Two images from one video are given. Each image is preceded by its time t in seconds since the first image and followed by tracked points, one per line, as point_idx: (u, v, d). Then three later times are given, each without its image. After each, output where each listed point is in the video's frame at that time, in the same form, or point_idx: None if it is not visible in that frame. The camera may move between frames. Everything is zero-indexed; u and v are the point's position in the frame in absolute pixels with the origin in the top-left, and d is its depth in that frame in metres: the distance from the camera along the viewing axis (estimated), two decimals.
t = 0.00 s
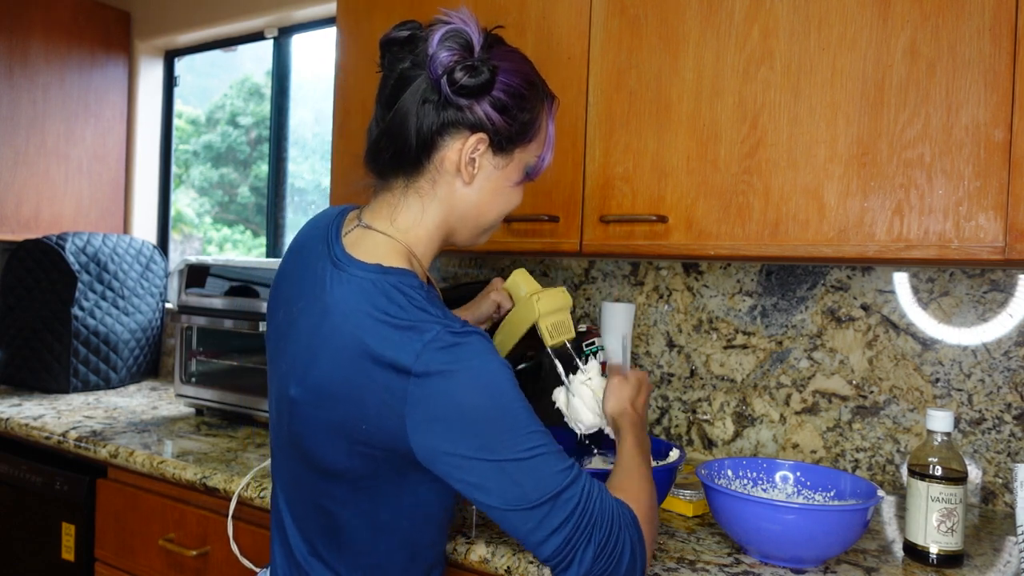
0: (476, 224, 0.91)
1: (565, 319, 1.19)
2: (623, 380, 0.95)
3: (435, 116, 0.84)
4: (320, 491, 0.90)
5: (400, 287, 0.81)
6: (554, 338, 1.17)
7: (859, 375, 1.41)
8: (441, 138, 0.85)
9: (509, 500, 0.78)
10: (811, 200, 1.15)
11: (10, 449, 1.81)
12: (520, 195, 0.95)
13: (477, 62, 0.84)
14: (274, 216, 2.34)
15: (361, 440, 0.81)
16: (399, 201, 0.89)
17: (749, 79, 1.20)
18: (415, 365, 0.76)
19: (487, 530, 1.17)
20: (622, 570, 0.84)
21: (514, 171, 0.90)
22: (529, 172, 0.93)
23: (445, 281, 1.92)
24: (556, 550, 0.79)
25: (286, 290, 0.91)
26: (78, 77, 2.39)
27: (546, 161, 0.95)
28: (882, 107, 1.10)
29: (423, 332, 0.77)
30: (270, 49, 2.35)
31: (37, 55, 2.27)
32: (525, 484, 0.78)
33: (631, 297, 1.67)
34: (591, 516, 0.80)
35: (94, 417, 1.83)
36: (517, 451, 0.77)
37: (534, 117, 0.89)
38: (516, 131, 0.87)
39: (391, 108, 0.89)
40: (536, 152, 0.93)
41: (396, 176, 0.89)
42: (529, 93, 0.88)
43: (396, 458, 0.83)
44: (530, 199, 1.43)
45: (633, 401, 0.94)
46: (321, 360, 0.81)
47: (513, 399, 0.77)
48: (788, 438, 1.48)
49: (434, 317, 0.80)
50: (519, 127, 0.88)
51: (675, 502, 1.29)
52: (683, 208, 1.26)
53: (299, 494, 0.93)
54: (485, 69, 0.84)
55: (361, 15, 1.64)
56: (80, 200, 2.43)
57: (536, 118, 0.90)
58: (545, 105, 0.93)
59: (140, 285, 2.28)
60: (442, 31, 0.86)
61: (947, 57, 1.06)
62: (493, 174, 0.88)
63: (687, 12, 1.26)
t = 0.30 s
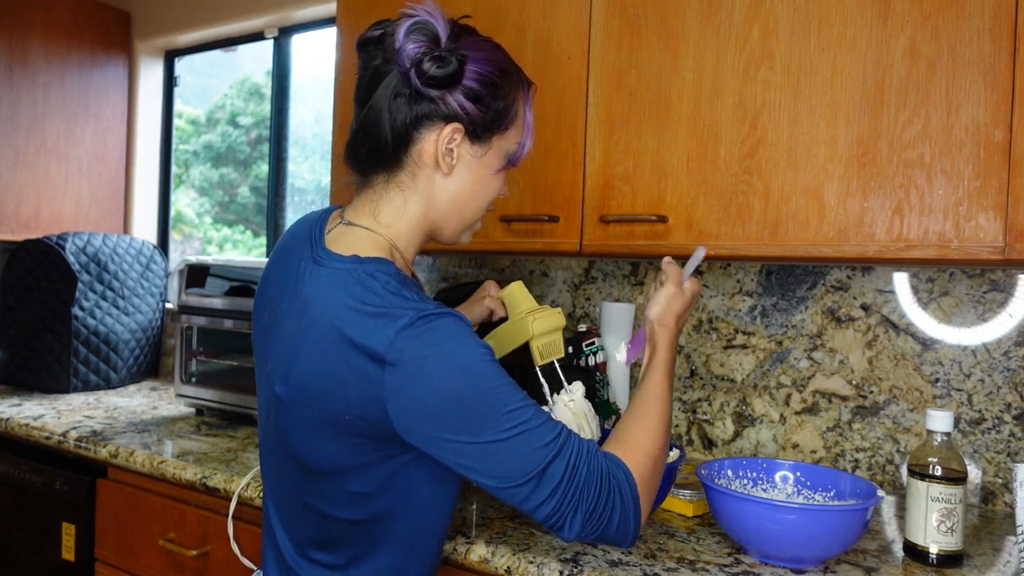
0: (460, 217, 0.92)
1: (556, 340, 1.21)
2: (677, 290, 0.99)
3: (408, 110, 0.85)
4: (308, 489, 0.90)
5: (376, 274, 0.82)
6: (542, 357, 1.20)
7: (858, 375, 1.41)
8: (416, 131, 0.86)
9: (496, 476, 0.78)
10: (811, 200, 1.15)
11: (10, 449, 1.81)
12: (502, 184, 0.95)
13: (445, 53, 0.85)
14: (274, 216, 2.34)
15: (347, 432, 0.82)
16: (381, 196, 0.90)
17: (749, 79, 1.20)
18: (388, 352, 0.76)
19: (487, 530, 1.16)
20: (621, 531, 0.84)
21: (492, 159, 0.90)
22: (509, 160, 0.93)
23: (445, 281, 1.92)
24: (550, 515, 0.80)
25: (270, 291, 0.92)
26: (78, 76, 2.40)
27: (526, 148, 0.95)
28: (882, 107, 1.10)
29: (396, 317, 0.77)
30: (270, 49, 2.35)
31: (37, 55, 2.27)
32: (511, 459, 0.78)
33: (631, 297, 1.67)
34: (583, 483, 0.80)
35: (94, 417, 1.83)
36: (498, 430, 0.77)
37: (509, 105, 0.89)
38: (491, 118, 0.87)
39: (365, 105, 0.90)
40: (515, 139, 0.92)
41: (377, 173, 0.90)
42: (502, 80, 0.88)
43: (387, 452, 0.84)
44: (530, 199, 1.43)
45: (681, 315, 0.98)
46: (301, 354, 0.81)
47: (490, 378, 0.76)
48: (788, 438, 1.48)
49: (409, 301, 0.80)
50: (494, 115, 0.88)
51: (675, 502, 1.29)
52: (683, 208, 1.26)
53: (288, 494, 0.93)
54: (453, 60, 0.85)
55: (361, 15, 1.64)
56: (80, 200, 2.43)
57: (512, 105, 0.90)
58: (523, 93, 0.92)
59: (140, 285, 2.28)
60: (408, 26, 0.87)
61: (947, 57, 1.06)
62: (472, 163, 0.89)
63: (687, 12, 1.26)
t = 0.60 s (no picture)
0: (444, 200, 0.91)
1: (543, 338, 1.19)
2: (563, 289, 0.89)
3: (365, 107, 0.88)
4: (297, 483, 0.90)
5: (368, 271, 0.83)
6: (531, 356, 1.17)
7: (859, 375, 1.41)
8: (379, 123, 0.88)
9: (471, 483, 0.78)
10: (811, 200, 1.15)
11: (10, 449, 1.81)
12: (484, 156, 0.94)
13: (379, 40, 0.87)
14: (274, 216, 2.34)
15: (333, 426, 0.82)
16: (365, 190, 0.91)
17: (749, 79, 1.20)
18: (377, 347, 0.76)
19: (487, 530, 1.16)
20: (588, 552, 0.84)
21: (463, 131, 0.90)
22: (483, 131, 0.92)
23: (445, 281, 1.92)
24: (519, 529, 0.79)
25: (264, 287, 0.93)
26: (78, 77, 2.40)
27: (497, 116, 0.95)
28: (882, 107, 1.10)
29: (387, 314, 0.78)
30: (270, 49, 2.35)
31: (37, 55, 2.27)
32: (488, 467, 0.77)
33: (631, 297, 1.67)
34: (553, 501, 0.79)
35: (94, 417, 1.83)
36: (479, 434, 0.76)
37: (463, 73, 0.89)
38: (446, 91, 0.88)
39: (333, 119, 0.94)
40: (483, 109, 0.92)
41: (358, 172, 0.92)
42: (449, 52, 0.89)
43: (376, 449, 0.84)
44: (530, 199, 1.43)
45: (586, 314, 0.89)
46: (291, 346, 0.81)
47: (476, 381, 0.76)
48: (788, 438, 1.48)
49: (400, 300, 0.80)
50: (450, 88, 0.88)
51: (676, 502, 1.29)
52: (683, 208, 1.26)
53: (278, 490, 0.93)
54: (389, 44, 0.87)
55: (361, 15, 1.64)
56: (80, 200, 2.43)
57: (466, 74, 0.90)
58: (477, 61, 0.93)
59: (140, 285, 2.28)
60: (344, 33, 0.91)
61: (947, 57, 1.06)
62: (443, 141, 0.89)
63: (687, 12, 1.26)
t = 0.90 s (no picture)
0: (445, 202, 0.92)
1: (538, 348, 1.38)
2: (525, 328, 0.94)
3: (377, 104, 0.88)
4: (297, 481, 0.90)
5: (366, 264, 0.83)
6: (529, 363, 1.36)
7: (859, 375, 1.41)
8: (387, 119, 0.88)
9: (477, 467, 0.78)
10: (811, 200, 1.15)
11: (10, 449, 1.81)
12: (486, 165, 0.95)
13: (399, 39, 0.87)
14: (274, 216, 2.34)
15: (334, 420, 0.81)
16: (367, 188, 0.91)
17: (749, 79, 1.20)
18: (374, 336, 0.76)
19: (487, 530, 1.16)
20: (604, 531, 0.83)
21: (468, 137, 0.91)
22: (487, 139, 0.93)
23: (445, 281, 1.92)
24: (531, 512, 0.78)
25: (263, 290, 0.93)
26: (78, 76, 2.40)
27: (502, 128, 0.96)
28: (882, 107, 1.10)
29: (383, 303, 0.78)
30: (270, 49, 2.35)
31: (37, 55, 2.27)
32: (492, 448, 0.77)
33: (631, 297, 1.67)
34: (562, 476, 0.79)
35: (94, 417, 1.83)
36: (481, 415, 0.77)
37: (475, 84, 0.91)
38: (457, 97, 0.89)
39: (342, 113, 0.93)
40: (490, 119, 0.93)
41: (362, 167, 0.92)
42: (464, 61, 0.90)
43: (377, 444, 0.84)
44: (530, 199, 1.43)
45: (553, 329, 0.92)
46: (290, 340, 0.81)
47: (474, 364, 0.77)
48: (788, 438, 1.48)
49: (398, 290, 0.80)
50: (460, 93, 0.89)
51: (675, 502, 1.29)
52: (683, 208, 1.26)
53: (278, 487, 0.93)
54: (409, 44, 0.87)
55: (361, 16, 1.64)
56: (80, 200, 2.43)
57: (478, 85, 0.91)
58: (488, 75, 0.94)
59: (140, 285, 2.28)
60: (360, 23, 0.91)
61: (947, 57, 1.06)
62: (448, 143, 0.90)
63: (687, 12, 1.26)
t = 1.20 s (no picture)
0: (460, 207, 0.92)
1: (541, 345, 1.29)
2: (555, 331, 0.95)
3: (401, 106, 0.88)
4: (308, 479, 0.89)
5: (376, 258, 0.83)
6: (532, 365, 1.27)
7: (858, 375, 1.41)
8: (411, 123, 0.88)
9: (486, 458, 0.77)
10: (811, 200, 1.15)
11: (10, 449, 1.81)
12: (501, 174, 0.95)
13: (429, 44, 0.88)
14: (274, 216, 2.34)
15: (345, 413, 0.81)
16: (382, 188, 0.91)
17: (749, 79, 1.20)
18: (384, 326, 0.77)
19: (487, 530, 1.16)
20: (613, 522, 0.82)
21: (487, 146, 0.91)
22: (505, 151, 0.94)
23: (445, 281, 1.92)
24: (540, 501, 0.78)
25: (274, 290, 0.93)
26: (78, 76, 2.40)
27: (520, 139, 0.96)
28: (882, 107, 1.10)
29: (393, 294, 0.78)
30: (271, 49, 2.35)
31: (37, 55, 2.27)
32: (501, 437, 0.77)
33: (631, 297, 1.67)
34: (568, 467, 0.78)
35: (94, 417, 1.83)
36: (490, 404, 0.77)
37: (498, 95, 0.91)
38: (480, 106, 0.89)
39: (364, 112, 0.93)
40: (509, 129, 0.94)
41: (378, 167, 0.92)
42: (489, 71, 0.91)
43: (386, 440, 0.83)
44: (530, 199, 1.43)
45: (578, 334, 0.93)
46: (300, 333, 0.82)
47: (483, 354, 0.77)
48: (788, 438, 1.48)
49: (408, 283, 0.81)
50: (483, 103, 0.90)
51: (675, 502, 1.29)
52: (684, 208, 1.26)
53: (288, 485, 0.93)
54: (438, 51, 0.88)
55: (362, 16, 1.64)
56: (81, 200, 2.43)
57: (501, 96, 0.92)
58: (511, 86, 0.95)
59: (140, 285, 2.28)
60: (394, 25, 0.92)
61: (947, 57, 1.06)
62: (468, 152, 0.90)
63: (687, 12, 1.26)
